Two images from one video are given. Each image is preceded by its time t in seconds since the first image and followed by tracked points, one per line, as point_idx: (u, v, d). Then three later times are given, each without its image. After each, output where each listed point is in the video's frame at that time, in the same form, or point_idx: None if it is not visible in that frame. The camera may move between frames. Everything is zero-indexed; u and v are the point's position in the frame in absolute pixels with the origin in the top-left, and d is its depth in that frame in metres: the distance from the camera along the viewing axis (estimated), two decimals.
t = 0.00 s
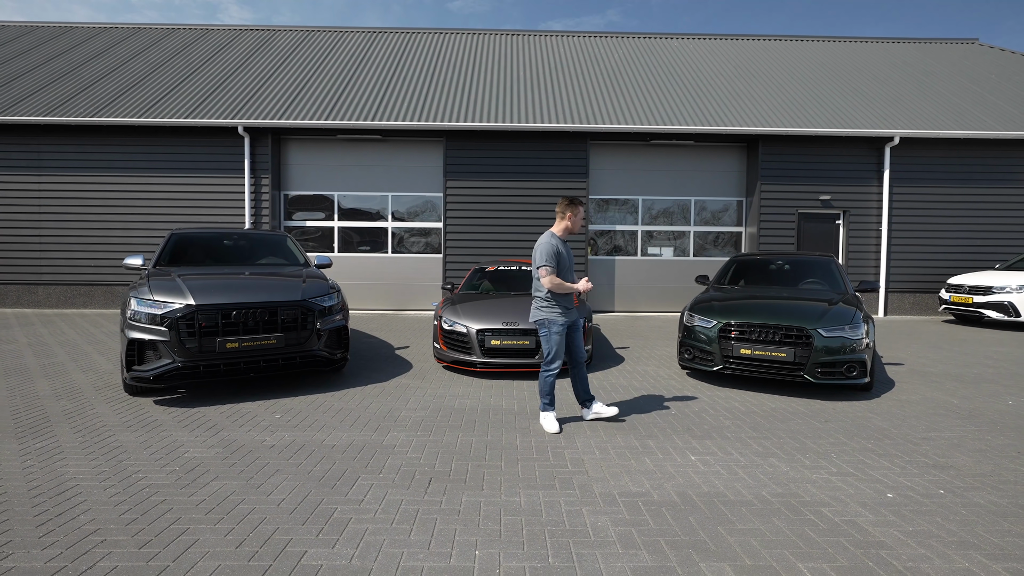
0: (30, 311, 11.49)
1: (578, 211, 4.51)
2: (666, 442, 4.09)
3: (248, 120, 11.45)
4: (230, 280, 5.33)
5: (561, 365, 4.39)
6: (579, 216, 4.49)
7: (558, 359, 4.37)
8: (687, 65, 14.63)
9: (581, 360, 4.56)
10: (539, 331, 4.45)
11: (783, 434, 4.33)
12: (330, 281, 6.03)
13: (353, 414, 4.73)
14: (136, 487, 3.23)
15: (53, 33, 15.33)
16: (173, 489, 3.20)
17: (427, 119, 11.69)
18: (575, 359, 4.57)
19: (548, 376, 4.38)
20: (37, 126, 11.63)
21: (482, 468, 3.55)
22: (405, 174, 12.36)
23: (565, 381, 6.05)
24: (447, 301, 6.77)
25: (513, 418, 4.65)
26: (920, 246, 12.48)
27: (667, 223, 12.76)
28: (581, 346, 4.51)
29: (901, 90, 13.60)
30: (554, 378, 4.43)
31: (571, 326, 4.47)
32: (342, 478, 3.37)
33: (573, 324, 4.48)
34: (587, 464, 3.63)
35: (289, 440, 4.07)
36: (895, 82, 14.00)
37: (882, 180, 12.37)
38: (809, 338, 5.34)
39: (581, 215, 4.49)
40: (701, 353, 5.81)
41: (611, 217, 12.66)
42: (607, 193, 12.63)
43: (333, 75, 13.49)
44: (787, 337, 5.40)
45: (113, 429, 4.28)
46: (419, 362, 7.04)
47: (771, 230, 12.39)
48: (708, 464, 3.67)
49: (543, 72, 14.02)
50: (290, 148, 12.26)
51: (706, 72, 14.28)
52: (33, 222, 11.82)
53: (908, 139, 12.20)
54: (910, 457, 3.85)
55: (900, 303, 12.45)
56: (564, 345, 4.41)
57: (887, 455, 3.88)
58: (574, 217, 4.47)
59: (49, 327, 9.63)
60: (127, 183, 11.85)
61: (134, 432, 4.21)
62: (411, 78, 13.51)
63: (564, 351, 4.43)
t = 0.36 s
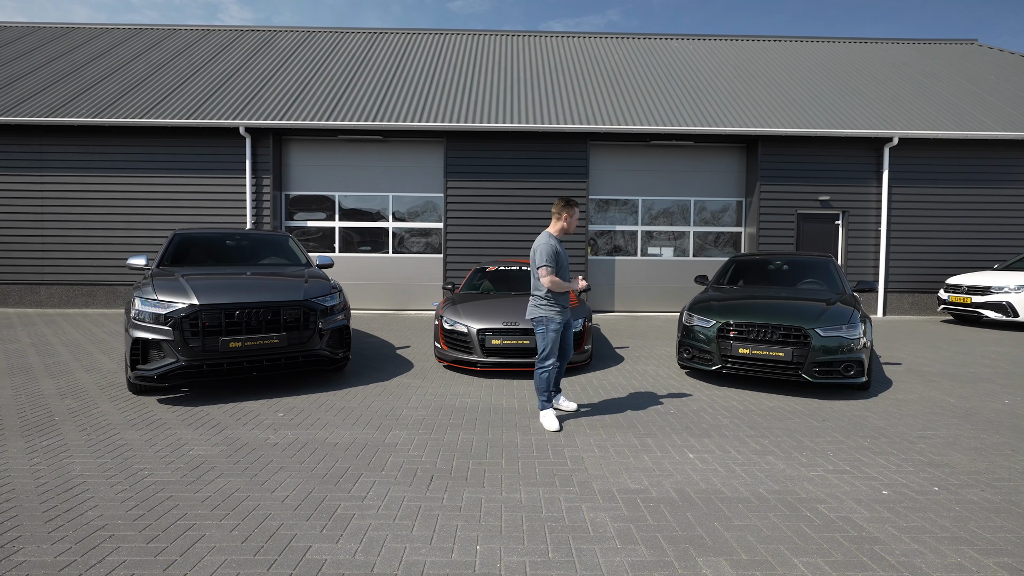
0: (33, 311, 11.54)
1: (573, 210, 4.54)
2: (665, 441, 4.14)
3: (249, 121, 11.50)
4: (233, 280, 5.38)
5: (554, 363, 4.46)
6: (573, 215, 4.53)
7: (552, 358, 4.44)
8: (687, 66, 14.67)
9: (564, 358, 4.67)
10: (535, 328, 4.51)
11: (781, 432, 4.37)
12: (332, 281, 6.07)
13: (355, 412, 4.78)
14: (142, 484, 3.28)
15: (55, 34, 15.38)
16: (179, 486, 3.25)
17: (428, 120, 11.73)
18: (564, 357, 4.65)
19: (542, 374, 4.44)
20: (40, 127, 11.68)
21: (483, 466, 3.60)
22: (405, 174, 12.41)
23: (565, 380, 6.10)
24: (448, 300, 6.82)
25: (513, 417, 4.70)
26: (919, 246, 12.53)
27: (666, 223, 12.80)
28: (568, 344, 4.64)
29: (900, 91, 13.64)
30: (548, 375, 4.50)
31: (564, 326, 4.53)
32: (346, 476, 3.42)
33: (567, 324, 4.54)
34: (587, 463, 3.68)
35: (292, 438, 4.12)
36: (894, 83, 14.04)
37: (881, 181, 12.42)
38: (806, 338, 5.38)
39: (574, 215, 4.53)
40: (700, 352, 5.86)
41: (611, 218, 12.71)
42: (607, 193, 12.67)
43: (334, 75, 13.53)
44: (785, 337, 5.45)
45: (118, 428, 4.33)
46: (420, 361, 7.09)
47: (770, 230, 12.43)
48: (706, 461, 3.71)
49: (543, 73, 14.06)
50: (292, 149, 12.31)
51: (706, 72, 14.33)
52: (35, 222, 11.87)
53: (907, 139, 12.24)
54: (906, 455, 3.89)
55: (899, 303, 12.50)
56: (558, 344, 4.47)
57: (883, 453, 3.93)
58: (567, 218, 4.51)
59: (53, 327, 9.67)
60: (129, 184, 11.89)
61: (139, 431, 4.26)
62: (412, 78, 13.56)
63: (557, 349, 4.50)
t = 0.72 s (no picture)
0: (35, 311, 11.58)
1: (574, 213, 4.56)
2: (665, 440, 4.17)
3: (251, 122, 11.54)
4: (236, 281, 5.41)
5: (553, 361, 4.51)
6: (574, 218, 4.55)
7: (551, 355, 4.49)
8: (687, 66, 14.70)
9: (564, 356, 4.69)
10: (535, 325, 4.58)
11: (780, 431, 4.41)
12: (334, 281, 6.11)
13: (357, 412, 4.81)
14: (148, 483, 3.31)
15: (57, 36, 15.42)
16: (183, 484, 3.29)
17: (428, 120, 11.77)
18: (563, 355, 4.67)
19: (542, 371, 4.49)
20: (41, 128, 11.72)
21: (484, 465, 3.63)
22: (406, 175, 12.44)
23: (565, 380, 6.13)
24: (449, 301, 6.85)
25: (514, 416, 4.73)
26: (919, 246, 12.56)
27: (666, 223, 12.83)
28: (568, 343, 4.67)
29: (899, 91, 13.66)
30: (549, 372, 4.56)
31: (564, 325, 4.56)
32: (348, 475, 3.45)
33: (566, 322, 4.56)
34: (587, 462, 3.71)
35: (295, 437, 4.16)
36: (894, 83, 14.07)
37: (880, 181, 12.45)
38: (806, 338, 5.41)
39: (575, 217, 4.55)
40: (700, 352, 5.89)
41: (612, 218, 12.74)
42: (607, 194, 12.71)
43: (334, 76, 13.56)
44: (784, 337, 5.48)
45: (122, 427, 4.36)
46: (421, 361, 7.12)
47: (770, 230, 12.46)
48: (705, 460, 3.74)
49: (543, 74, 14.09)
50: (293, 150, 12.35)
51: (706, 73, 14.36)
52: (37, 223, 11.91)
53: (907, 140, 12.26)
54: (904, 454, 3.92)
55: (898, 303, 12.53)
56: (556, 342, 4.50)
57: (881, 452, 3.96)
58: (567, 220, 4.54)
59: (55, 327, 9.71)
60: (130, 184, 11.93)
61: (143, 430, 4.29)
62: (412, 79, 13.60)
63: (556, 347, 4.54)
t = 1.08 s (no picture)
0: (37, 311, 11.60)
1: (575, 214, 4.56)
2: (665, 439, 4.18)
3: (252, 122, 11.57)
4: (237, 281, 5.43)
5: (548, 356, 4.59)
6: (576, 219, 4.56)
7: (544, 349, 4.59)
8: (687, 66, 14.71)
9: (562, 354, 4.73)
10: (534, 321, 4.71)
11: (780, 431, 4.42)
12: (335, 281, 6.13)
13: (358, 412, 4.83)
14: (150, 482, 3.32)
15: (58, 36, 15.46)
16: (186, 484, 3.30)
17: (429, 121, 11.79)
18: (559, 351, 4.73)
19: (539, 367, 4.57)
20: (43, 128, 11.74)
21: (486, 464, 3.64)
22: (407, 175, 12.46)
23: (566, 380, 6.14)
24: (449, 300, 6.86)
25: (515, 416, 4.74)
26: (919, 246, 12.56)
27: (666, 223, 12.84)
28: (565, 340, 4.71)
29: (900, 91, 13.67)
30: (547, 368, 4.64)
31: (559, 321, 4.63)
32: (350, 474, 3.46)
33: (561, 318, 4.62)
34: (588, 461, 3.72)
35: (297, 437, 4.17)
36: (894, 83, 14.07)
37: (881, 181, 12.45)
38: (806, 337, 5.42)
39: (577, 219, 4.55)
40: (700, 352, 5.91)
41: (612, 218, 12.75)
42: (608, 194, 12.72)
43: (335, 77, 13.58)
44: (784, 336, 5.49)
45: (124, 427, 4.38)
46: (421, 361, 7.13)
47: (770, 230, 12.47)
48: (705, 460, 3.76)
49: (544, 74, 14.10)
50: (294, 150, 12.37)
51: (707, 73, 14.37)
52: (39, 223, 11.93)
53: (907, 139, 12.27)
54: (904, 453, 3.93)
55: (898, 302, 12.53)
56: (550, 336, 4.59)
57: (881, 451, 3.97)
58: (568, 222, 4.57)
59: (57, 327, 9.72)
60: (131, 185, 11.95)
61: (145, 430, 4.31)
62: (413, 79, 13.61)
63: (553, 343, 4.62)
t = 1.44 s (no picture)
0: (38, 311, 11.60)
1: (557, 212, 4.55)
2: (665, 438, 4.18)
3: (252, 122, 11.57)
4: (238, 280, 5.43)
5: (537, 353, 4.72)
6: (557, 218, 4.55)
7: (534, 347, 4.69)
8: (687, 67, 14.70)
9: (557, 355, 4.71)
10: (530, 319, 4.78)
11: (781, 430, 4.41)
12: (335, 281, 6.13)
13: (359, 411, 4.83)
14: (149, 481, 3.32)
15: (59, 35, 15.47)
16: (186, 483, 3.30)
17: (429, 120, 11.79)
18: (553, 352, 4.72)
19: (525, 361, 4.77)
20: (43, 128, 11.75)
21: (486, 463, 3.65)
22: (407, 174, 12.46)
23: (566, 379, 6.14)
24: (449, 300, 6.85)
25: (515, 415, 4.74)
26: (920, 245, 12.55)
27: (667, 223, 12.83)
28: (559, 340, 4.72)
29: (900, 91, 13.66)
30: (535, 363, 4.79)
31: (552, 322, 4.65)
32: (350, 473, 3.46)
33: (555, 319, 4.64)
34: (588, 460, 3.72)
35: (298, 436, 4.17)
36: (895, 83, 14.07)
37: (881, 181, 12.45)
38: (806, 337, 5.42)
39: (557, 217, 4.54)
40: (701, 351, 5.91)
41: (612, 218, 12.75)
42: (608, 193, 12.72)
43: (336, 76, 13.58)
44: (785, 336, 5.49)
45: (125, 426, 4.37)
46: (422, 360, 7.12)
47: (771, 230, 12.46)
48: (706, 459, 3.75)
49: (544, 74, 14.10)
50: (294, 150, 12.37)
51: (707, 72, 14.37)
52: (39, 223, 11.93)
53: (908, 139, 12.26)
54: (905, 453, 3.92)
55: (898, 302, 12.53)
56: (540, 336, 4.65)
57: (881, 450, 3.97)
58: (551, 221, 4.59)
59: (58, 327, 9.71)
60: (132, 184, 11.95)
61: (146, 429, 4.31)
62: (413, 79, 13.61)
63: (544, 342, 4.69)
